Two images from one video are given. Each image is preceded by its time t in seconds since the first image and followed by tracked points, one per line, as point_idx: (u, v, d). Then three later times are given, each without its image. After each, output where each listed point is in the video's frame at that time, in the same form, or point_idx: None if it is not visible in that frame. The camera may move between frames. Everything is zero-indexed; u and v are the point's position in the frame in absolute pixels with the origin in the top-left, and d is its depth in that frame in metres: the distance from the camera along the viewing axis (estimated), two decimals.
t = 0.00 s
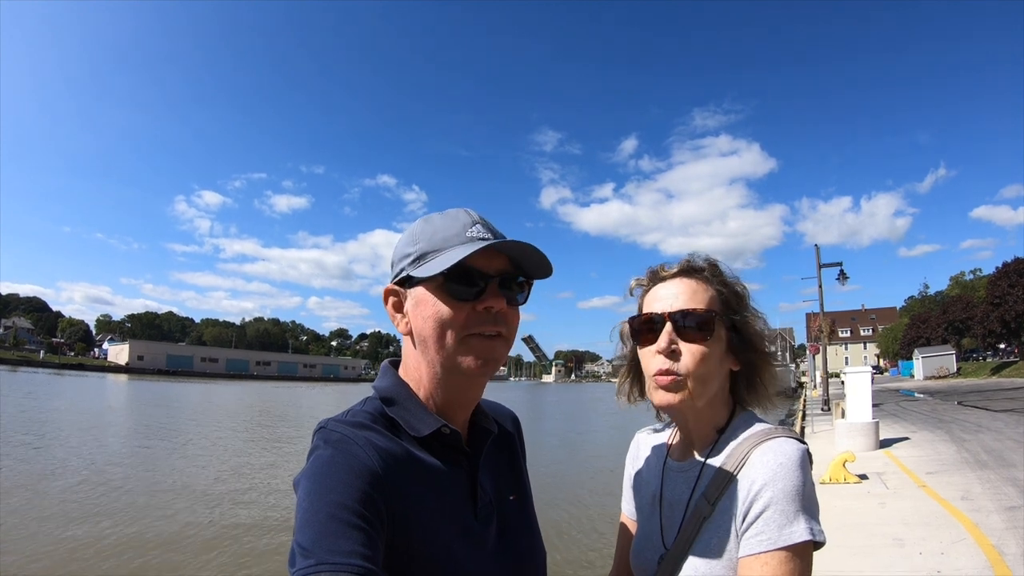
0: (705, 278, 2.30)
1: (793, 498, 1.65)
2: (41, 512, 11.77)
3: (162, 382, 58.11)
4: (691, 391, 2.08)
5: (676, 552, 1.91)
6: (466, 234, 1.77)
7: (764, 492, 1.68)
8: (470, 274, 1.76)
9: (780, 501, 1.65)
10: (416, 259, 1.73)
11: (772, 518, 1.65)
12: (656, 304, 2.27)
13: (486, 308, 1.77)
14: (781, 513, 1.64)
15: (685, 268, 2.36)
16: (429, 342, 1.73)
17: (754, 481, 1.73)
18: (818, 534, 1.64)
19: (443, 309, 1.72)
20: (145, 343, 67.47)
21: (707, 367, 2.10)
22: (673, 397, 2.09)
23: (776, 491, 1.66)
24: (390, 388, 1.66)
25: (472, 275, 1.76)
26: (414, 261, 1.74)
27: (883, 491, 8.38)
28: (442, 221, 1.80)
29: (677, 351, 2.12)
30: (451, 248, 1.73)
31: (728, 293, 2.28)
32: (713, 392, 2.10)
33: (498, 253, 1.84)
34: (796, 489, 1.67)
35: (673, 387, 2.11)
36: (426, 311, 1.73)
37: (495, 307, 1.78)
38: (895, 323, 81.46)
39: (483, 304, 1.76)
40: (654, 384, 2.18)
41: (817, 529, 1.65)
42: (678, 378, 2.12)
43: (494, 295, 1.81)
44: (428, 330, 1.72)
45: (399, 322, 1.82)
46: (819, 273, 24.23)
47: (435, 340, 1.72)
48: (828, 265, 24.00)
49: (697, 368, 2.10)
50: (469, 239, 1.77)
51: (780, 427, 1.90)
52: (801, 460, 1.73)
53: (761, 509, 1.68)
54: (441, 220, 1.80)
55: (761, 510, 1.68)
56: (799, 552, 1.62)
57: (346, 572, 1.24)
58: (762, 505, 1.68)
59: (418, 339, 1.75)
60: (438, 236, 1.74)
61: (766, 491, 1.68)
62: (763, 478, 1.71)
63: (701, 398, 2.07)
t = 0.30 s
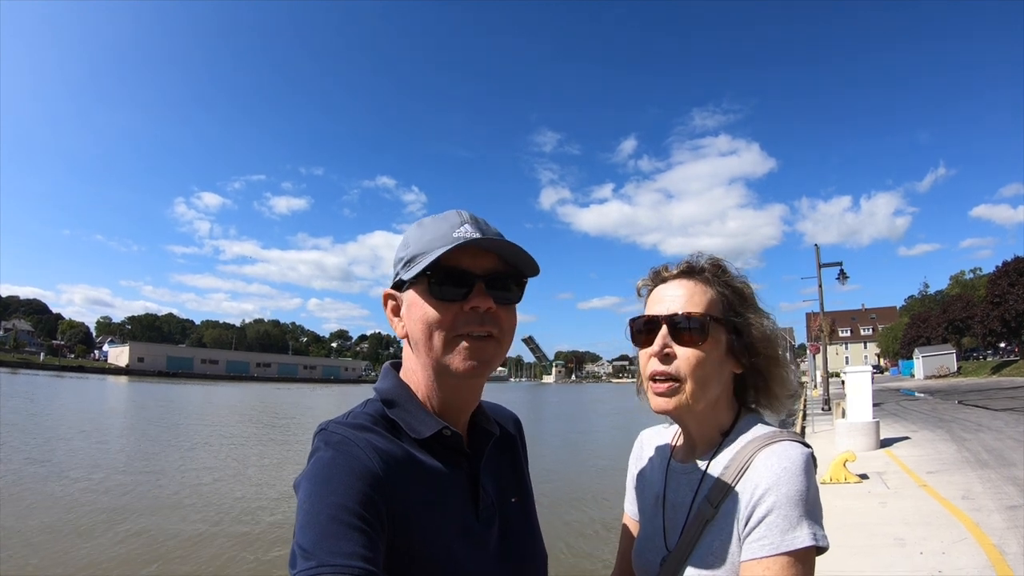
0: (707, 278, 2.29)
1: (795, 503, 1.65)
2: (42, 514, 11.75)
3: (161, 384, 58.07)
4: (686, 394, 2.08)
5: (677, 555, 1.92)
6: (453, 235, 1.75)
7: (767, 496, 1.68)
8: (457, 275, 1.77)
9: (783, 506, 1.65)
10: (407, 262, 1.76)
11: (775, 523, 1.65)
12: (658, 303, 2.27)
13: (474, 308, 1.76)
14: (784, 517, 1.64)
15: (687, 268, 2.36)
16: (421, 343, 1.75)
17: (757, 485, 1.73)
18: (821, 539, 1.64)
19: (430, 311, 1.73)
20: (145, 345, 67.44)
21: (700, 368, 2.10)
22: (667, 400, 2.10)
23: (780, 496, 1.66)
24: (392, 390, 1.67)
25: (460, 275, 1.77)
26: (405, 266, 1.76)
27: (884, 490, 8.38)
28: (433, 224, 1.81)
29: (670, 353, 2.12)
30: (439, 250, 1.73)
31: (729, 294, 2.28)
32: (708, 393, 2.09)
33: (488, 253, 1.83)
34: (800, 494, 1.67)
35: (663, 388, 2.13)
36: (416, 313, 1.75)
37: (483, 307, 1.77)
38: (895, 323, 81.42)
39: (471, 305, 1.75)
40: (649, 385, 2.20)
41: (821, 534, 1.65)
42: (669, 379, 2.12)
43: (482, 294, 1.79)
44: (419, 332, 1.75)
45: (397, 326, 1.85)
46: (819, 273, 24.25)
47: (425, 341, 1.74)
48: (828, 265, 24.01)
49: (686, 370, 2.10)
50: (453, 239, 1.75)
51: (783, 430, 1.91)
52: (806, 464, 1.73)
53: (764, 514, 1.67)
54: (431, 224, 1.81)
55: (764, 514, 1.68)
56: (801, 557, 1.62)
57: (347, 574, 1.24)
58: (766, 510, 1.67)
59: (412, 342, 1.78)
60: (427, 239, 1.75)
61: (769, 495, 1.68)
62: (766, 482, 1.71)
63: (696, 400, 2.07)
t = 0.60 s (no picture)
0: (706, 278, 2.30)
1: (798, 502, 1.66)
2: (41, 517, 11.65)
3: (161, 386, 58.02)
4: (685, 394, 2.09)
5: (680, 555, 1.91)
6: (449, 234, 1.75)
7: (771, 496, 1.68)
8: (453, 275, 1.77)
9: (787, 506, 1.65)
10: (405, 262, 1.76)
11: (779, 523, 1.65)
12: (659, 304, 2.27)
13: (471, 309, 1.75)
14: (788, 518, 1.64)
15: (687, 268, 2.36)
16: (419, 344, 1.76)
17: (760, 485, 1.73)
18: (824, 538, 1.64)
19: (427, 311, 1.74)
20: (144, 346, 67.38)
21: (700, 368, 2.10)
22: (667, 400, 2.11)
23: (783, 496, 1.66)
24: (393, 390, 1.67)
25: (456, 276, 1.77)
26: (403, 266, 1.77)
27: (884, 489, 8.38)
28: (432, 225, 1.81)
29: (671, 353, 2.12)
30: (437, 249, 1.73)
31: (729, 294, 2.28)
32: (709, 392, 2.09)
33: (484, 251, 1.82)
34: (803, 493, 1.67)
35: (663, 388, 2.13)
36: (414, 313, 1.76)
37: (479, 307, 1.75)
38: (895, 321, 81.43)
39: (468, 305, 1.75)
40: (650, 385, 2.21)
41: (825, 534, 1.65)
42: (669, 378, 2.13)
43: (476, 293, 1.78)
44: (417, 332, 1.75)
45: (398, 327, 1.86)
46: (818, 272, 24.23)
47: (422, 341, 1.75)
48: (827, 264, 24.00)
49: (687, 370, 2.10)
50: (448, 238, 1.75)
51: (785, 430, 1.91)
52: (809, 465, 1.73)
53: (768, 514, 1.68)
54: (429, 226, 1.82)
55: (768, 514, 1.68)
56: (806, 557, 1.62)
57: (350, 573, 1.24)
58: (769, 509, 1.67)
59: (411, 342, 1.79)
60: (425, 240, 1.75)
61: (773, 495, 1.68)
62: (770, 482, 1.71)
63: (696, 399, 2.07)
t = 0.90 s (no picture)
0: (707, 279, 2.30)
1: (801, 503, 1.66)
2: (45, 517, 11.65)
3: (159, 386, 57.92)
4: (688, 395, 2.09)
5: (683, 556, 1.92)
6: (450, 237, 1.74)
7: (774, 498, 1.69)
8: (453, 276, 1.77)
9: (789, 508, 1.65)
10: (405, 264, 1.76)
11: (781, 525, 1.65)
12: (661, 305, 2.27)
13: (471, 310, 1.75)
14: (790, 519, 1.64)
15: (688, 269, 2.36)
16: (420, 345, 1.76)
17: (762, 487, 1.74)
18: (827, 540, 1.64)
19: (428, 312, 1.73)
20: (143, 346, 67.26)
21: (705, 369, 2.10)
22: (670, 401, 2.11)
23: (785, 497, 1.67)
24: (396, 393, 1.66)
25: (456, 277, 1.77)
26: (404, 268, 1.76)
27: (883, 488, 8.40)
28: (433, 228, 1.81)
29: (675, 356, 2.12)
30: (438, 251, 1.73)
31: (730, 295, 2.28)
32: (713, 393, 2.09)
33: (484, 253, 1.82)
34: (806, 494, 1.67)
35: (666, 390, 2.13)
36: (414, 315, 1.76)
37: (478, 308, 1.75)
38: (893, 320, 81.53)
39: (468, 306, 1.74)
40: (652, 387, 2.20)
41: (827, 535, 1.65)
42: (672, 381, 2.13)
43: (475, 294, 1.77)
44: (418, 333, 1.75)
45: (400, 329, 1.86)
46: (817, 272, 24.24)
47: (423, 343, 1.75)
48: (826, 263, 24.00)
49: (690, 372, 2.10)
50: (448, 240, 1.74)
51: (787, 431, 1.91)
52: (811, 465, 1.73)
53: (771, 515, 1.68)
54: (429, 229, 1.81)
55: (770, 516, 1.68)
56: (808, 558, 1.63)
57: None
58: (773, 510, 1.67)
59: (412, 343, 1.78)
60: (425, 242, 1.75)
61: (775, 496, 1.68)
62: (773, 483, 1.71)
63: (700, 401, 2.07)
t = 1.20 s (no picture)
0: (706, 281, 2.30)
1: (800, 504, 1.65)
2: (49, 518, 11.60)
3: (158, 386, 57.85)
4: (688, 396, 2.08)
5: (683, 557, 1.91)
6: (452, 238, 1.74)
7: (773, 499, 1.68)
8: (454, 278, 1.76)
9: (788, 508, 1.65)
10: (407, 265, 1.75)
11: (782, 526, 1.64)
12: (660, 307, 2.26)
13: (472, 312, 1.74)
14: (790, 520, 1.64)
15: (687, 271, 2.35)
16: (420, 346, 1.75)
17: (762, 488, 1.73)
18: (826, 540, 1.63)
19: (429, 314, 1.73)
20: (141, 346, 67.19)
21: (706, 370, 2.10)
22: (671, 401, 2.10)
23: (785, 498, 1.66)
24: (397, 394, 1.66)
25: (458, 279, 1.76)
26: (405, 268, 1.75)
27: (883, 487, 8.40)
28: (434, 229, 1.81)
29: (676, 358, 2.12)
30: (440, 251, 1.72)
31: (730, 296, 2.28)
32: (713, 394, 2.09)
33: (485, 256, 1.81)
34: (805, 495, 1.67)
35: (669, 391, 2.11)
36: (415, 316, 1.76)
37: (477, 311, 1.74)
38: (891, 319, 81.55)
39: (469, 308, 1.74)
40: (652, 387, 2.19)
41: (826, 535, 1.64)
42: (673, 382, 2.12)
43: (477, 296, 1.77)
44: (418, 334, 1.75)
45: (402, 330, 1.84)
46: (816, 270, 24.24)
47: (423, 344, 1.74)
48: (824, 261, 24.00)
49: (689, 374, 2.10)
50: (451, 241, 1.73)
51: (787, 432, 1.90)
52: (811, 466, 1.72)
53: (770, 517, 1.67)
54: (434, 230, 1.80)
55: (770, 517, 1.67)
56: (808, 559, 1.62)
57: None
58: (772, 511, 1.67)
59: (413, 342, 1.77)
60: (426, 243, 1.74)
61: (774, 497, 1.68)
62: (772, 484, 1.71)
63: (701, 402, 2.07)
